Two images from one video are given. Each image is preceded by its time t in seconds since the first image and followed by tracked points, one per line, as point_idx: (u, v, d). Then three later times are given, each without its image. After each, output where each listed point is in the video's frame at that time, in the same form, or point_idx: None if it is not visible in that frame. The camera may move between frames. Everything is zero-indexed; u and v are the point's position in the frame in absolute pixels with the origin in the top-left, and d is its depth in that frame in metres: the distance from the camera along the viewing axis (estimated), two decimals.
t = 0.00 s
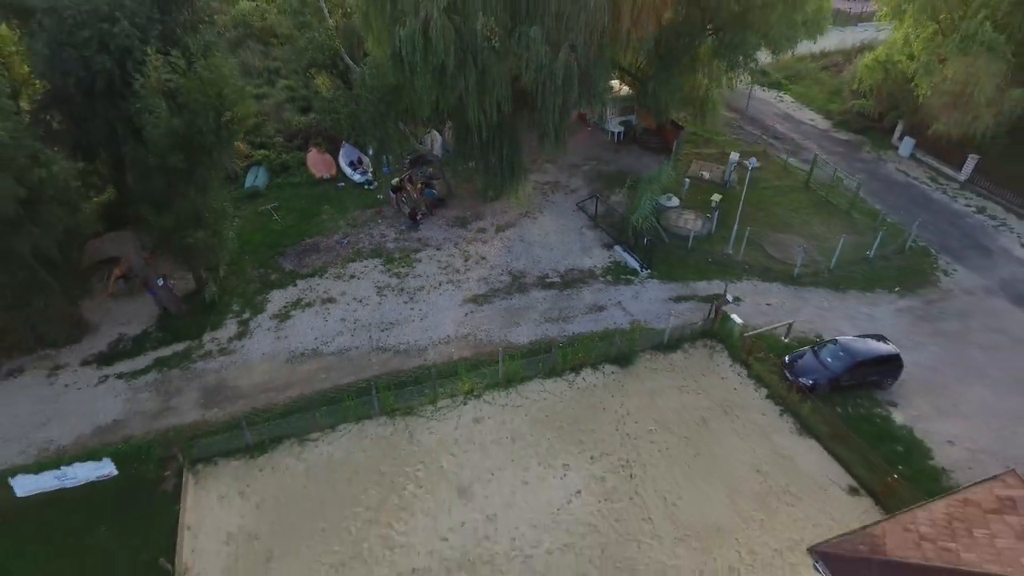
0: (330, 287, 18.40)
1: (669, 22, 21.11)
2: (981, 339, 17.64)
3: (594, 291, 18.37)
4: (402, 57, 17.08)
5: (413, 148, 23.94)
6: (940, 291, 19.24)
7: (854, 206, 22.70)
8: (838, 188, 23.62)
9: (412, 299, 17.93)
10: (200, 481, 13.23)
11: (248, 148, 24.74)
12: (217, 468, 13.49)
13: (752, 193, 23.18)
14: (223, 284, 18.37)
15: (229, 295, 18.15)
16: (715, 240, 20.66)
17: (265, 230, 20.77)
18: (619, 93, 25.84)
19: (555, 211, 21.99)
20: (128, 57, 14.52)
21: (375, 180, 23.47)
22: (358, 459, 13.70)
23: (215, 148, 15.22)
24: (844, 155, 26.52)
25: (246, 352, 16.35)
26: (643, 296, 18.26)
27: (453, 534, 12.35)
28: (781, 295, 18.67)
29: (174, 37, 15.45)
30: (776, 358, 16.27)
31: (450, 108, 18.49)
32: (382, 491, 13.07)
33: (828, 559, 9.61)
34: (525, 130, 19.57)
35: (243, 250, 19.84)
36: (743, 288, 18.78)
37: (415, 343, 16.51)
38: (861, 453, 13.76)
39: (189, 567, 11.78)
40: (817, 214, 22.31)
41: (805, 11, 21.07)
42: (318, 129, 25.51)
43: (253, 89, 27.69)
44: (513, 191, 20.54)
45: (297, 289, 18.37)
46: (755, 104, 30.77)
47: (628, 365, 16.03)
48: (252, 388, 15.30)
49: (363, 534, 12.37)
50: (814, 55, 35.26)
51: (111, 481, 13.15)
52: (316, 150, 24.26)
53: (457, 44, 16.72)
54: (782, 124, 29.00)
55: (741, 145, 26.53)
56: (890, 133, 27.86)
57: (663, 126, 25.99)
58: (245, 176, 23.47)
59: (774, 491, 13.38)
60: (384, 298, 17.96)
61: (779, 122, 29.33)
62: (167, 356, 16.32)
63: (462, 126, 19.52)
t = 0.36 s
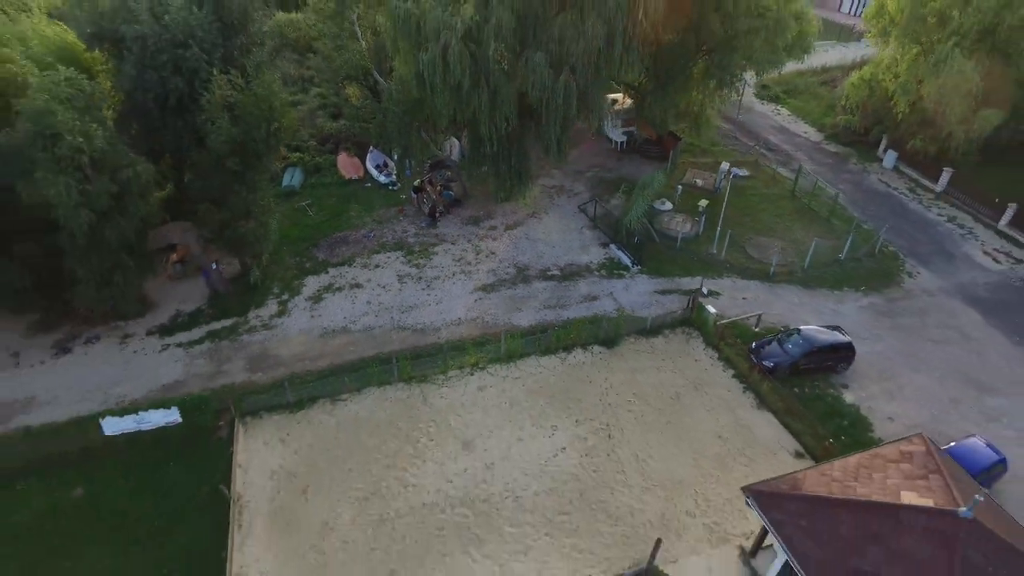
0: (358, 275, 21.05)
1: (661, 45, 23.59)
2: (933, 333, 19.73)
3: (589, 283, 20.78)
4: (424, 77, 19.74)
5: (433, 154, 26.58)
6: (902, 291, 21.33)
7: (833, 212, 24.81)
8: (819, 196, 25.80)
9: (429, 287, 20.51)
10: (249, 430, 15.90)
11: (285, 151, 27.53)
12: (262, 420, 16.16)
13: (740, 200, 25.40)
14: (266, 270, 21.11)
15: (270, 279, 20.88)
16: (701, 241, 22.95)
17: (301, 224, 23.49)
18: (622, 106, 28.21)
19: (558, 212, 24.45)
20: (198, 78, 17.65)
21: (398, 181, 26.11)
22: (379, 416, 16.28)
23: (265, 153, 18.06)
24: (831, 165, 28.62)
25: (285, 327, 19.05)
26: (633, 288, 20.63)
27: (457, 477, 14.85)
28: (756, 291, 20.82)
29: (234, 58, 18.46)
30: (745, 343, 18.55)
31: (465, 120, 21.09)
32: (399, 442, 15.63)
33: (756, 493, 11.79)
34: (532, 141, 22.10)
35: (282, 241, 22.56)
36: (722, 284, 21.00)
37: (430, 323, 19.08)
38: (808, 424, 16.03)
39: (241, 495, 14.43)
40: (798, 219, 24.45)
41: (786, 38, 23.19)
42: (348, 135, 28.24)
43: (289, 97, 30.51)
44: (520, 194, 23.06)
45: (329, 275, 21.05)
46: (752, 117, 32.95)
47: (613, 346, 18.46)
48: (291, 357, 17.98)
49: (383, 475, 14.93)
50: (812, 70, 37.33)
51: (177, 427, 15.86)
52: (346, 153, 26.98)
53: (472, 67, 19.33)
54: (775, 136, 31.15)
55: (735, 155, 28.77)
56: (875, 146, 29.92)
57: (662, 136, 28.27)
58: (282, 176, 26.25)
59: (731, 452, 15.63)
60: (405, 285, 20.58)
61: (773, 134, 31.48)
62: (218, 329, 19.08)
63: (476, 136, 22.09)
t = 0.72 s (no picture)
0: (387, 266, 23.88)
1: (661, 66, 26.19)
2: (898, 329, 22.05)
3: (592, 279, 23.37)
4: (450, 94, 22.59)
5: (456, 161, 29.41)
6: (874, 291, 23.60)
7: (820, 219, 27.09)
8: (808, 205, 28.15)
9: (449, 278, 23.28)
10: (295, 393, 18.75)
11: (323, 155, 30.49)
12: (305, 386, 18.98)
13: (734, 207, 27.84)
14: (307, 260, 24.02)
15: (311, 269, 23.78)
16: (695, 243, 25.44)
17: (337, 221, 26.39)
18: (629, 119, 30.78)
19: (567, 215, 27.07)
20: (257, 93, 20.57)
21: (423, 185, 28.94)
22: (405, 385, 19.02)
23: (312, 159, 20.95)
24: (822, 177, 30.92)
25: (324, 310, 21.92)
26: (630, 283, 23.18)
27: (470, 435, 17.53)
28: (741, 288, 23.18)
29: (287, 76, 21.39)
30: (726, 333, 21.00)
31: (484, 132, 23.89)
32: (421, 407, 18.35)
33: (718, 450, 14.45)
34: (544, 151, 24.82)
35: (320, 235, 25.48)
36: (711, 281, 23.41)
37: (450, 309, 21.83)
38: (775, 401, 18.47)
39: (288, 444, 17.27)
40: (786, 225, 26.82)
41: (775, 62, 25.59)
42: (379, 141, 31.14)
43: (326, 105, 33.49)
44: (533, 197, 25.76)
45: (362, 266, 23.90)
46: (753, 131, 35.32)
47: (609, 332, 21.04)
48: (329, 334, 20.84)
49: (407, 432, 17.66)
50: (813, 87, 39.57)
51: (236, 387, 18.90)
52: (377, 158, 29.88)
53: (492, 86, 22.13)
54: (774, 149, 33.49)
55: (733, 166, 31.17)
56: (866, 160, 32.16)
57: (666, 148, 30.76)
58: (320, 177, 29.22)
59: (706, 423, 18.12)
60: (428, 276, 23.37)
61: (772, 147, 33.82)
62: (266, 309, 22.00)
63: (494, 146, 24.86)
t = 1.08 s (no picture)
0: (416, 263, 26.85)
1: (664, 88, 28.99)
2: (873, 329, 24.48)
3: (598, 278, 26.09)
4: (475, 112, 25.55)
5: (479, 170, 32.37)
6: (854, 295, 25.96)
7: (810, 229, 29.52)
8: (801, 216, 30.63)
9: (470, 274, 26.17)
10: (336, 368, 21.78)
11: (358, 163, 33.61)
12: (343, 363, 21.99)
13: (732, 217, 30.41)
14: (345, 256, 27.06)
15: (348, 264, 26.79)
16: (693, 249, 28.06)
17: (371, 222, 29.43)
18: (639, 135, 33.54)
19: (579, 222, 29.84)
20: (307, 109, 23.62)
21: (449, 192, 31.89)
22: (430, 364, 21.93)
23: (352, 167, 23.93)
24: (817, 191, 33.38)
25: (360, 299, 24.91)
26: (632, 283, 25.88)
27: (486, 407, 20.34)
28: (732, 289, 25.73)
29: (333, 94, 24.49)
30: (715, 328, 23.60)
31: (505, 145, 26.80)
32: (444, 382, 21.22)
33: (695, 419, 17.18)
34: (558, 163, 27.66)
35: (357, 234, 28.51)
36: (705, 282, 25.98)
37: (470, 301, 24.71)
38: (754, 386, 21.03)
39: (330, 409, 20.23)
40: (778, 234, 29.33)
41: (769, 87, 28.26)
42: (410, 151, 34.19)
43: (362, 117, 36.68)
44: (547, 204, 28.59)
45: (393, 262, 26.90)
46: (756, 147, 37.89)
47: (611, 324, 23.74)
48: (364, 320, 23.80)
49: (432, 403, 20.51)
50: (814, 106, 42.18)
51: (286, 361, 21.73)
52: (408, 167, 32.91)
53: (513, 105, 25.08)
54: (774, 164, 36.02)
55: (734, 180, 33.74)
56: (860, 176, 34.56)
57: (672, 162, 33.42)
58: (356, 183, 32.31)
59: (693, 403, 20.69)
60: (452, 272, 26.29)
61: (773, 162, 36.36)
62: (309, 298, 25.02)
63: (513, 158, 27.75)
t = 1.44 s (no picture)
0: (441, 263, 29.92)
1: (666, 111, 31.72)
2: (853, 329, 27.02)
3: (604, 279, 28.97)
4: (497, 128, 28.66)
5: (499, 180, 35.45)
6: (837, 298, 28.49)
7: (802, 238, 32.12)
8: (794, 226, 33.28)
9: (490, 274, 29.22)
10: (370, 351, 24.88)
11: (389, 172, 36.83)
12: (377, 347, 25.06)
13: (730, 226, 33.15)
14: (378, 255, 30.20)
15: (381, 262, 29.93)
16: (693, 254, 30.82)
17: (401, 226, 32.59)
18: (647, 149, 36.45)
19: (589, 229, 32.75)
20: (349, 124, 26.61)
21: (471, 199, 34.97)
22: (453, 349, 24.95)
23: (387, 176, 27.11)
24: (812, 204, 36.01)
25: (391, 293, 28.03)
26: (635, 283, 28.74)
27: (501, 387, 23.28)
28: (726, 290, 28.42)
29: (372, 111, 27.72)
30: (708, 324, 26.34)
31: (523, 158, 29.84)
32: (464, 365, 24.21)
33: (680, 397, 20.01)
34: (569, 174, 30.63)
35: (388, 236, 31.69)
36: (701, 284, 28.71)
37: (489, 297, 27.73)
38: (739, 375, 23.74)
39: (366, 385, 23.31)
40: (772, 242, 32.00)
41: (765, 108, 31.04)
42: (436, 161, 37.37)
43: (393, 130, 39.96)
44: (560, 212, 31.56)
45: (420, 262, 29.98)
46: (758, 162, 40.54)
47: (614, 319, 26.61)
48: (395, 311, 26.91)
49: (453, 382, 23.49)
50: (816, 124, 44.74)
51: (327, 344, 24.83)
52: (434, 176, 36.10)
53: (530, 123, 28.15)
54: (773, 178, 38.67)
55: (734, 192, 36.43)
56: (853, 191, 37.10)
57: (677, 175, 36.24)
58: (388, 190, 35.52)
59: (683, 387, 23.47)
60: (473, 271, 29.34)
61: (773, 176, 39.01)
62: (346, 291, 28.17)
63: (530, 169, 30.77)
